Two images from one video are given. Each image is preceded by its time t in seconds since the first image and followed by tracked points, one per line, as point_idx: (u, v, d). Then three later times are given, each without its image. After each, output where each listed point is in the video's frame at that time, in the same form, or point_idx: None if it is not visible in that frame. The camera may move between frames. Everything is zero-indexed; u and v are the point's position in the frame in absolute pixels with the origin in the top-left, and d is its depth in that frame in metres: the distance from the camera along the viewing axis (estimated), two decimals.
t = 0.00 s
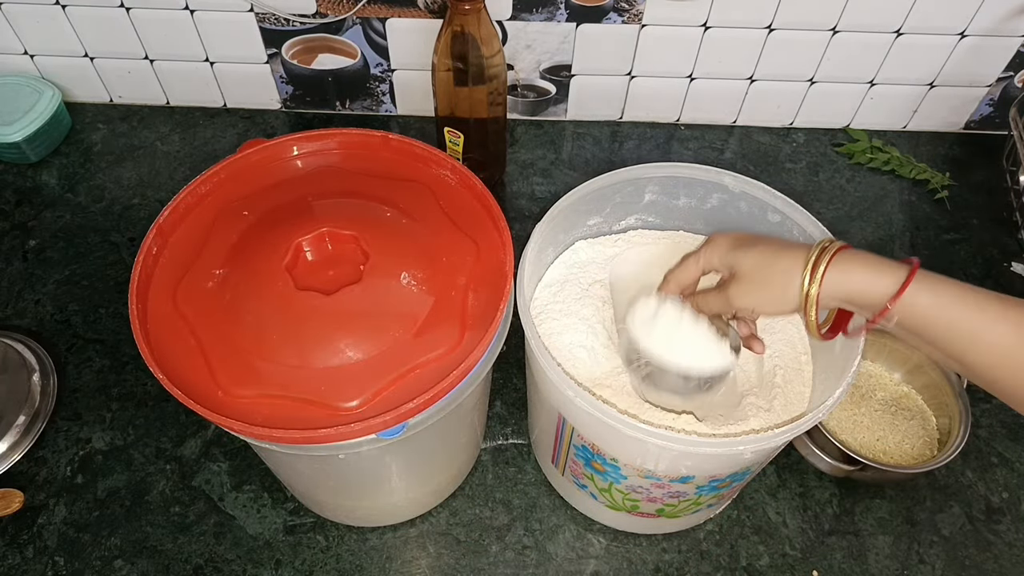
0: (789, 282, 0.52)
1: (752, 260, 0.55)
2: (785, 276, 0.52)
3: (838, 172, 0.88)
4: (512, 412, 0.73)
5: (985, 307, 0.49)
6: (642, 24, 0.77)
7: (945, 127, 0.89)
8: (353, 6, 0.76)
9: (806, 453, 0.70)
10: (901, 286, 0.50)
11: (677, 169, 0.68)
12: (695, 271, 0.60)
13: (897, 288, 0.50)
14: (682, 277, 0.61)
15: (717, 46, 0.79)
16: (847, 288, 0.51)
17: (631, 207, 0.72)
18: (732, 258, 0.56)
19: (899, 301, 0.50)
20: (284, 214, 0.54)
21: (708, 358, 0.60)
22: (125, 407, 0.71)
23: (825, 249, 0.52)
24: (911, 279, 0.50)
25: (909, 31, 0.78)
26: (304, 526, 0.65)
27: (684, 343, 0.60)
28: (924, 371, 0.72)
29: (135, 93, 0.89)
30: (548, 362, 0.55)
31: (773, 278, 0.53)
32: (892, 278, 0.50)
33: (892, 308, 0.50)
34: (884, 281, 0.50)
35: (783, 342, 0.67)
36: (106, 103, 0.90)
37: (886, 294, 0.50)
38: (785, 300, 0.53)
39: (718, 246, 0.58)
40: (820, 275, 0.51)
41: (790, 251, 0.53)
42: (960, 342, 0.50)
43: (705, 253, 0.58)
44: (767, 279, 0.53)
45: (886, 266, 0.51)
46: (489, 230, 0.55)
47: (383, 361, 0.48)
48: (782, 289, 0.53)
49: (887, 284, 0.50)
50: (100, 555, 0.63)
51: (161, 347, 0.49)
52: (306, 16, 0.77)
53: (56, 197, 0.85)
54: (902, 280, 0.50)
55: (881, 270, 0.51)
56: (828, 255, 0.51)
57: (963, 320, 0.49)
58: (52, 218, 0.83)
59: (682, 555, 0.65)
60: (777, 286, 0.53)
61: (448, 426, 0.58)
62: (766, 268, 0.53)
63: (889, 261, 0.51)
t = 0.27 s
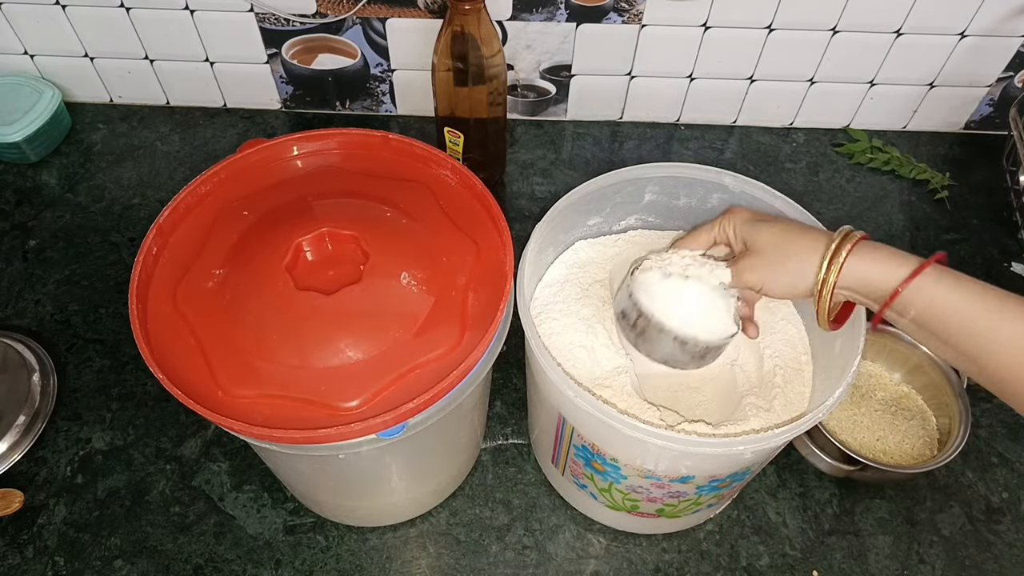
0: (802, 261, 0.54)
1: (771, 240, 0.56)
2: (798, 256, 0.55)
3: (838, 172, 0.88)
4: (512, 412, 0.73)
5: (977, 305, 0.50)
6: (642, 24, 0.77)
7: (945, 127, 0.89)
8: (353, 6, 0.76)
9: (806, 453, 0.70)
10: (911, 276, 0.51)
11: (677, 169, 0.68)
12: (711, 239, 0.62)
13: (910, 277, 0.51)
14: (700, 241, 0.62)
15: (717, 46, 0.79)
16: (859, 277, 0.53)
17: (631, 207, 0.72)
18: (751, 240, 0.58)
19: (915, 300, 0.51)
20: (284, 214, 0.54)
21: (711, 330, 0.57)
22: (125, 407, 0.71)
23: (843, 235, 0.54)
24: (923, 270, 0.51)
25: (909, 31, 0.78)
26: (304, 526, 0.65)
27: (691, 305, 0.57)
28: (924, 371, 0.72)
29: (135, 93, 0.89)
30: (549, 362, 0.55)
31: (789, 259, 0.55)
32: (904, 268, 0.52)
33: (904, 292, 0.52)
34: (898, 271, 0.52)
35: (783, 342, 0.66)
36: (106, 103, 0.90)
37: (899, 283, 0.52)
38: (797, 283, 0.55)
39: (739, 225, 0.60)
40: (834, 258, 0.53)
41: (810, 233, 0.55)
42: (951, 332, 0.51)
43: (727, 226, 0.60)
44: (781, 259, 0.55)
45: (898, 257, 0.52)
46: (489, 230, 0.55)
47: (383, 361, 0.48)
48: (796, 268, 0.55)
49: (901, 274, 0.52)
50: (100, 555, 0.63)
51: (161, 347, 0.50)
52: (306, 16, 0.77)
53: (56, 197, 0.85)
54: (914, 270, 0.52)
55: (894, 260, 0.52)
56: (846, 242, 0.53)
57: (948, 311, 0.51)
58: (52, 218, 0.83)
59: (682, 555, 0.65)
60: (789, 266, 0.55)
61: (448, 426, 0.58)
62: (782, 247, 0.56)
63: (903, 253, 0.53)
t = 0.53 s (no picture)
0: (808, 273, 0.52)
1: (777, 249, 0.54)
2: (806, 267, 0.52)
3: (838, 172, 0.88)
4: (512, 412, 0.73)
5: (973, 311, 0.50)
6: (642, 24, 0.77)
7: (945, 127, 0.89)
8: (353, 6, 0.76)
9: (806, 453, 0.70)
10: (920, 302, 0.50)
11: (677, 169, 0.68)
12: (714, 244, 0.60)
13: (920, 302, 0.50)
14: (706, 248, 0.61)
15: (717, 46, 0.79)
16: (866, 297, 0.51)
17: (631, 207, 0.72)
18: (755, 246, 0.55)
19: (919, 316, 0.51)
20: (284, 214, 0.54)
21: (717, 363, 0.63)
22: (125, 407, 0.71)
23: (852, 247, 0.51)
24: (932, 293, 0.50)
25: (909, 31, 0.78)
26: (304, 526, 0.65)
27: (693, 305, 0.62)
28: (924, 371, 0.72)
29: (135, 93, 0.89)
30: (549, 362, 0.55)
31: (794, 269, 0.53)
32: (913, 292, 0.51)
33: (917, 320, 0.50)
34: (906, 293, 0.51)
35: (783, 342, 0.66)
36: (106, 103, 0.90)
37: (908, 309, 0.51)
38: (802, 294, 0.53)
39: (740, 229, 0.57)
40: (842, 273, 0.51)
41: (818, 243, 0.53)
42: (958, 343, 0.51)
43: (727, 233, 0.58)
44: (786, 269, 0.53)
45: (908, 277, 0.51)
46: (489, 230, 0.55)
47: (383, 361, 0.48)
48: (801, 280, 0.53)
49: (909, 298, 0.51)
50: (100, 555, 0.63)
51: (161, 346, 0.50)
52: (306, 16, 0.77)
53: (56, 197, 0.85)
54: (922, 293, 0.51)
55: (903, 280, 0.51)
56: (856, 256, 0.51)
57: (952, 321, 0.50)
58: (52, 218, 0.83)
59: (682, 555, 0.65)
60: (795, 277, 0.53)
61: (448, 426, 0.58)
62: (787, 257, 0.53)
63: (912, 271, 0.51)
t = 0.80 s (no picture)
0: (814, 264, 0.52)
1: (783, 242, 0.54)
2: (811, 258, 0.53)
3: (838, 172, 0.88)
4: (512, 412, 0.73)
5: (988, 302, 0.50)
6: (642, 24, 0.77)
7: (945, 127, 0.89)
8: (353, 6, 0.76)
9: (806, 453, 0.70)
10: (926, 290, 0.51)
11: (677, 169, 0.68)
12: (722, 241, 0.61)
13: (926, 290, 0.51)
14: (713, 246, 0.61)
15: (717, 46, 0.79)
16: (872, 285, 0.52)
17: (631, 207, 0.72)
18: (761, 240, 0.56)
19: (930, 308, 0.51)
20: (284, 214, 0.54)
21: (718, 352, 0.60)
22: (125, 407, 0.71)
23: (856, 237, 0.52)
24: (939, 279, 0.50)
25: (909, 31, 0.78)
26: (304, 526, 0.65)
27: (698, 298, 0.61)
28: (924, 371, 0.72)
29: (135, 93, 0.89)
30: (549, 362, 0.55)
31: (799, 261, 0.53)
32: (919, 279, 0.51)
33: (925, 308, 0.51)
34: (912, 281, 0.51)
35: (783, 342, 0.66)
36: (106, 103, 0.90)
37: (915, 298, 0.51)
38: (808, 287, 0.53)
39: (748, 224, 0.58)
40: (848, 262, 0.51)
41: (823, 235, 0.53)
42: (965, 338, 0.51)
43: (733, 228, 0.59)
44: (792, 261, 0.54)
45: (913, 266, 0.51)
46: (489, 230, 0.55)
47: (383, 361, 0.48)
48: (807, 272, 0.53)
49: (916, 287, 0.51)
50: (100, 555, 0.63)
51: (161, 346, 0.50)
52: (306, 16, 0.77)
53: (56, 197, 0.85)
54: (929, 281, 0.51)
55: (908, 269, 0.51)
56: (860, 245, 0.51)
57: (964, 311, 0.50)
58: (52, 218, 0.83)
59: (683, 555, 0.65)
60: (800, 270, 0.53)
61: (447, 426, 0.58)
62: (792, 248, 0.54)
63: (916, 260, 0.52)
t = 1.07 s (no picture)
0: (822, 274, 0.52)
1: (791, 250, 0.53)
2: (820, 268, 0.52)
3: (838, 172, 0.88)
4: (512, 412, 0.73)
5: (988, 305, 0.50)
6: (642, 24, 0.77)
7: (945, 127, 0.89)
8: (353, 6, 0.76)
9: (806, 453, 0.70)
10: (936, 305, 0.50)
11: (677, 168, 0.68)
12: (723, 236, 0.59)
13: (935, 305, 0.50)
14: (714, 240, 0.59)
15: (717, 46, 0.79)
16: (880, 299, 0.51)
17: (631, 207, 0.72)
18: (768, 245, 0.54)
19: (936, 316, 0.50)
20: (284, 214, 0.54)
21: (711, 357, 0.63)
22: (125, 407, 0.71)
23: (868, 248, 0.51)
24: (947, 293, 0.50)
25: (909, 31, 0.78)
26: (304, 526, 0.65)
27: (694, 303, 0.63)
28: (924, 371, 0.72)
29: (135, 93, 0.89)
30: (549, 362, 0.55)
31: (807, 271, 0.52)
32: (929, 295, 0.50)
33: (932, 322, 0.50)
34: (921, 296, 0.50)
35: (783, 342, 0.66)
36: (105, 103, 0.90)
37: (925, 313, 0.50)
38: (815, 296, 0.53)
39: (753, 225, 0.55)
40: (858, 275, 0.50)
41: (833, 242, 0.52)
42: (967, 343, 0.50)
43: (737, 229, 0.57)
44: (801, 270, 0.53)
45: (924, 279, 0.51)
46: (489, 229, 0.55)
47: (383, 361, 0.48)
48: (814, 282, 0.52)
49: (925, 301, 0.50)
50: (100, 555, 0.63)
51: (161, 346, 0.50)
52: (306, 16, 0.77)
53: (56, 197, 0.85)
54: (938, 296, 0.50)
55: (919, 282, 0.51)
56: (871, 257, 0.50)
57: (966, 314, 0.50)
58: (52, 218, 0.83)
59: (682, 555, 0.65)
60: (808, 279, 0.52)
61: (447, 426, 0.58)
62: (800, 257, 0.52)
63: (927, 272, 0.51)
